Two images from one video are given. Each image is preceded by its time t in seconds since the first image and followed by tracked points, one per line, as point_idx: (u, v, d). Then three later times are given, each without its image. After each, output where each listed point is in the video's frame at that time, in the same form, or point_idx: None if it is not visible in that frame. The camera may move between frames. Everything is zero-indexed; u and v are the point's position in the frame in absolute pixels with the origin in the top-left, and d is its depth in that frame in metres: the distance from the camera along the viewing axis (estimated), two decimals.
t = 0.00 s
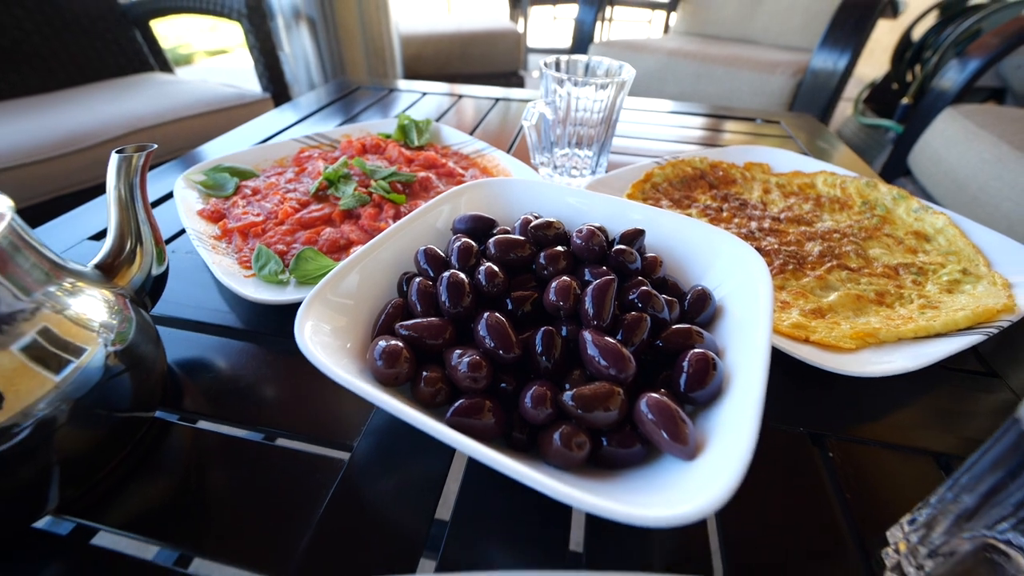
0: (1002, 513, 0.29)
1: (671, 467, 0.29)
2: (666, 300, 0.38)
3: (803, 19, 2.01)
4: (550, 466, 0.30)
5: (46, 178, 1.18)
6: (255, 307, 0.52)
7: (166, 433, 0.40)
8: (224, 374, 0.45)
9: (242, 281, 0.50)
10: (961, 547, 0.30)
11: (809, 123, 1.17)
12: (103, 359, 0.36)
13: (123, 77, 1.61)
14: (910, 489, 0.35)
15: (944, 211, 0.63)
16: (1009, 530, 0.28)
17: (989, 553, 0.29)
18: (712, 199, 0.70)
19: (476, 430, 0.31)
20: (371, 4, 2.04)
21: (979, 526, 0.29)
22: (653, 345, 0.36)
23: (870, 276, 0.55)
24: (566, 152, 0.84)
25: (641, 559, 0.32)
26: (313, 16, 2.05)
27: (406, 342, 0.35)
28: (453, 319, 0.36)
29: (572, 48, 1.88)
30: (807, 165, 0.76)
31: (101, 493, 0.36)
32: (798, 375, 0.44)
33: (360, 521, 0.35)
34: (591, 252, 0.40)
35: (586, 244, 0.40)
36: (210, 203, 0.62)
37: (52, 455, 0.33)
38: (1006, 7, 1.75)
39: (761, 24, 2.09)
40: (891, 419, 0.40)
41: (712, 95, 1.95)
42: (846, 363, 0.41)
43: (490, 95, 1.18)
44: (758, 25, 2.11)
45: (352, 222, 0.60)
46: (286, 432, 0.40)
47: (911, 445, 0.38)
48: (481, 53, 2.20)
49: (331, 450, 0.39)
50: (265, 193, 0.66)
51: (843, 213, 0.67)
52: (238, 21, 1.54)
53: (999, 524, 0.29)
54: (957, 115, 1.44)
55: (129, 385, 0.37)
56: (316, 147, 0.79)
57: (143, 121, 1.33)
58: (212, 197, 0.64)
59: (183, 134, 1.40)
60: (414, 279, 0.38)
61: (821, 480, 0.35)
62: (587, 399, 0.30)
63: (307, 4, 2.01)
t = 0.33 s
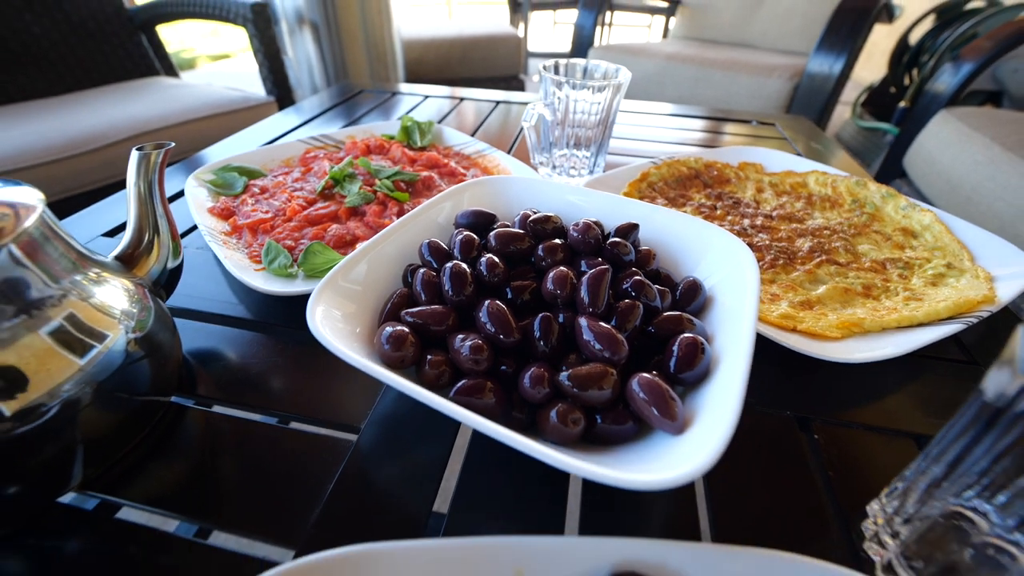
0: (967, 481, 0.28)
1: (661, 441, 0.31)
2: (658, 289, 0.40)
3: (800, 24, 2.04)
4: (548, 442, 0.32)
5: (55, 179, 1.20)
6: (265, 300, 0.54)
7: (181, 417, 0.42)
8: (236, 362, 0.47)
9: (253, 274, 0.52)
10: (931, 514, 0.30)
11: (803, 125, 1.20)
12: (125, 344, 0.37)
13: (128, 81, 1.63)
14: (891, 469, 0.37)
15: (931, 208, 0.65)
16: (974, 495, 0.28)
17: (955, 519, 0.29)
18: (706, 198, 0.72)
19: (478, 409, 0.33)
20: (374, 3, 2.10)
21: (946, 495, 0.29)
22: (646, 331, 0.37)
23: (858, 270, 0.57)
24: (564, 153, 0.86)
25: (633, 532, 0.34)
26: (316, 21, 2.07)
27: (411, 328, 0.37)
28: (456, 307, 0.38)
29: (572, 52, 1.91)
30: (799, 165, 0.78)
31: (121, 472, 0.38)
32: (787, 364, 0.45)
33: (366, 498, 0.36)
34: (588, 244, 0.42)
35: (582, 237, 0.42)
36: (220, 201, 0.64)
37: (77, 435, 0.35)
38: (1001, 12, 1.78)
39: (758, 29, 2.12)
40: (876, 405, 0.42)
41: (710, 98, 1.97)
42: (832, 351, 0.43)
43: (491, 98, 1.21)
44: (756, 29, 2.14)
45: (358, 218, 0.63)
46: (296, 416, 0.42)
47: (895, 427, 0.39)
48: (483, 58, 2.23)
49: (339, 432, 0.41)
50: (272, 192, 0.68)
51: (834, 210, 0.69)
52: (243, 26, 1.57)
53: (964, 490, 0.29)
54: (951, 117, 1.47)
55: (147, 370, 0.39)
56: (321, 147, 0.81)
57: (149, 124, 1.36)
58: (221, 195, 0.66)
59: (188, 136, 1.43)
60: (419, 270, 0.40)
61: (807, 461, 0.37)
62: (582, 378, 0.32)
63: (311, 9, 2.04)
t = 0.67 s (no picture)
0: (933, 447, 0.31)
1: (652, 413, 0.33)
2: (650, 275, 0.42)
3: (796, 25, 2.07)
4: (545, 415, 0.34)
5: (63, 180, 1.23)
6: (273, 291, 0.56)
7: (197, 399, 0.44)
8: (248, 348, 0.49)
9: (263, 266, 0.54)
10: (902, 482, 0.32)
11: (795, 124, 1.23)
12: (144, 329, 0.39)
13: (133, 83, 1.66)
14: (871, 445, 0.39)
15: (917, 202, 0.67)
16: (937, 461, 0.31)
17: (922, 484, 0.31)
18: (700, 193, 0.74)
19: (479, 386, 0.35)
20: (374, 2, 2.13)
21: (916, 461, 0.32)
22: (638, 314, 0.39)
23: (846, 261, 0.59)
24: (562, 151, 0.89)
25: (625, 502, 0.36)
26: (317, 23, 2.08)
27: (415, 312, 0.39)
28: (457, 292, 0.40)
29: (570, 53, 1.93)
30: (790, 161, 0.80)
31: (141, 450, 0.40)
32: (775, 348, 0.47)
33: (374, 474, 0.38)
34: (583, 234, 0.44)
35: (578, 227, 0.44)
36: (228, 197, 0.66)
37: (99, 414, 0.36)
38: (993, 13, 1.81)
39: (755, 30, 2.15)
40: (859, 387, 0.43)
41: (706, 98, 2.00)
42: (816, 334, 0.45)
43: (490, 98, 1.23)
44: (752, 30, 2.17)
45: (362, 213, 0.65)
46: (305, 399, 0.44)
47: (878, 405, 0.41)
48: (482, 59, 2.26)
49: (348, 411, 0.43)
50: (279, 188, 0.70)
51: (823, 205, 0.71)
52: (246, 29, 1.59)
53: (930, 456, 0.31)
54: (943, 116, 1.49)
55: (164, 355, 0.41)
56: (325, 146, 0.83)
57: (154, 125, 1.38)
58: (229, 191, 0.68)
59: (192, 138, 1.45)
60: (422, 259, 0.42)
61: (792, 438, 0.39)
62: (577, 356, 0.34)
63: (313, 12, 2.06)
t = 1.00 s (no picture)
0: (907, 415, 0.33)
1: (644, 387, 0.35)
2: (644, 261, 0.44)
3: (792, 22, 2.08)
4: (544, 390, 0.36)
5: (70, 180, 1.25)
6: (281, 282, 0.58)
7: (210, 382, 0.46)
8: (258, 336, 0.51)
9: (272, 257, 0.56)
10: (878, 448, 0.33)
11: (790, 119, 1.24)
12: (162, 315, 0.41)
13: (136, 86, 1.68)
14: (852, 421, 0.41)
15: (906, 192, 0.69)
16: (910, 428, 0.33)
17: (897, 449, 0.33)
18: (695, 185, 0.76)
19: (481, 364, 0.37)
20: None
21: (889, 428, 0.33)
22: (632, 297, 0.41)
23: (835, 248, 0.61)
24: (560, 146, 0.91)
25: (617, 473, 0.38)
26: (318, 24, 2.10)
27: (420, 296, 0.41)
28: (459, 277, 0.42)
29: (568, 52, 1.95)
30: (783, 154, 0.82)
31: (159, 429, 0.42)
32: (764, 331, 0.49)
33: (382, 451, 0.40)
34: (579, 222, 0.46)
35: (575, 215, 0.46)
36: (236, 193, 0.68)
37: (121, 395, 0.38)
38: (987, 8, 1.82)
39: (752, 27, 2.16)
40: (844, 367, 0.45)
41: (704, 95, 2.02)
42: (804, 316, 0.47)
43: (490, 96, 1.25)
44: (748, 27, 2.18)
45: (366, 207, 0.67)
46: (314, 382, 0.46)
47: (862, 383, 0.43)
48: (481, 59, 2.28)
49: (355, 392, 0.45)
50: (285, 184, 0.72)
51: (815, 196, 0.73)
52: (249, 30, 1.61)
53: (904, 423, 0.33)
54: (937, 110, 1.51)
55: (180, 340, 0.42)
56: (329, 143, 0.85)
57: (158, 126, 1.40)
58: (236, 187, 0.70)
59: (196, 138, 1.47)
60: (425, 247, 0.44)
61: (779, 414, 0.41)
62: (574, 333, 0.36)
63: (313, 13, 2.08)
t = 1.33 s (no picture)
0: (886, 395, 0.35)
1: (640, 370, 0.37)
2: (640, 253, 0.45)
3: (790, 24, 2.11)
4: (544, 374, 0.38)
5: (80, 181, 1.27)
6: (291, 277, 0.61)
7: (225, 370, 0.48)
8: (269, 327, 0.52)
9: (282, 253, 0.58)
10: (861, 427, 0.35)
11: (787, 119, 1.27)
12: (181, 306, 0.43)
13: (143, 89, 1.70)
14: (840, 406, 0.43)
15: (897, 188, 0.71)
16: (890, 407, 0.35)
17: (877, 428, 0.35)
18: (692, 184, 0.78)
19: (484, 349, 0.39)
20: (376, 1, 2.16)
21: (870, 408, 0.35)
22: (629, 287, 0.43)
23: (828, 243, 0.63)
24: (561, 146, 0.93)
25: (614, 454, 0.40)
26: (322, 28, 2.14)
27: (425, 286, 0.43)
28: (463, 269, 0.44)
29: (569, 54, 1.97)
30: (779, 153, 0.83)
31: (177, 414, 0.44)
32: (756, 322, 0.51)
33: (390, 434, 0.42)
34: (578, 217, 0.48)
35: (574, 210, 0.48)
36: (246, 192, 0.71)
37: (141, 380, 0.40)
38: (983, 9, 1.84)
39: (750, 29, 2.18)
40: (833, 355, 0.47)
41: (703, 97, 2.04)
42: (795, 306, 0.49)
43: (491, 98, 1.27)
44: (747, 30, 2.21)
45: (372, 205, 0.69)
46: (323, 370, 0.48)
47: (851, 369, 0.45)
48: (482, 62, 2.30)
49: (363, 380, 0.47)
50: (293, 183, 0.74)
51: (809, 193, 0.75)
52: (255, 34, 1.64)
53: (885, 403, 0.35)
54: (934, 110, 1.53)
55: (197, 330, 0.44)
56: (335, 144, 0.88)
57: (166, 128, 1.43)
58: (246, 186, 0.72)
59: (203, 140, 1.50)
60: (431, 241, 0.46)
61: (769, 399, 0.42)
62: (573, 320, 0.38)
63: (317, 16, 2.11)
